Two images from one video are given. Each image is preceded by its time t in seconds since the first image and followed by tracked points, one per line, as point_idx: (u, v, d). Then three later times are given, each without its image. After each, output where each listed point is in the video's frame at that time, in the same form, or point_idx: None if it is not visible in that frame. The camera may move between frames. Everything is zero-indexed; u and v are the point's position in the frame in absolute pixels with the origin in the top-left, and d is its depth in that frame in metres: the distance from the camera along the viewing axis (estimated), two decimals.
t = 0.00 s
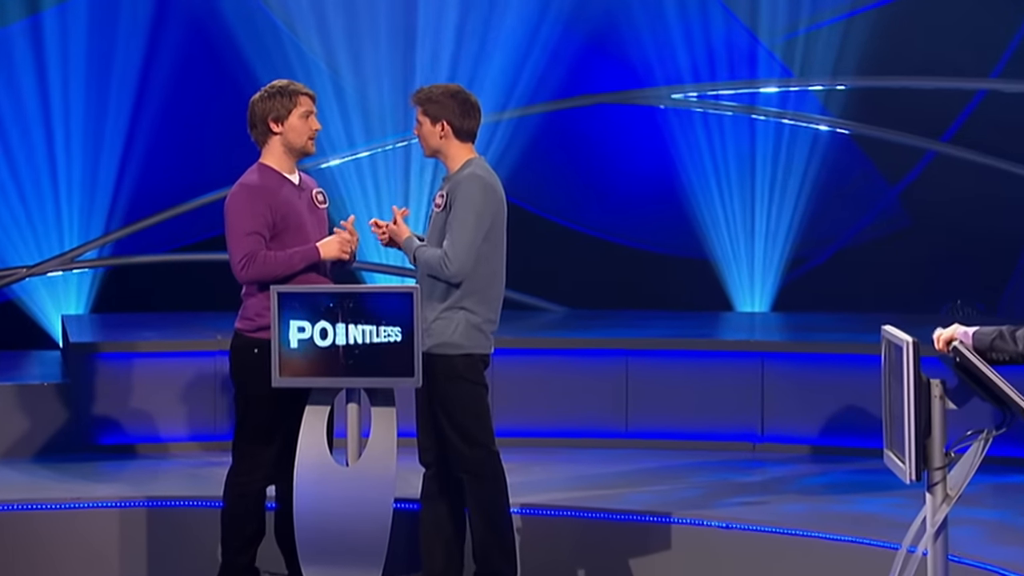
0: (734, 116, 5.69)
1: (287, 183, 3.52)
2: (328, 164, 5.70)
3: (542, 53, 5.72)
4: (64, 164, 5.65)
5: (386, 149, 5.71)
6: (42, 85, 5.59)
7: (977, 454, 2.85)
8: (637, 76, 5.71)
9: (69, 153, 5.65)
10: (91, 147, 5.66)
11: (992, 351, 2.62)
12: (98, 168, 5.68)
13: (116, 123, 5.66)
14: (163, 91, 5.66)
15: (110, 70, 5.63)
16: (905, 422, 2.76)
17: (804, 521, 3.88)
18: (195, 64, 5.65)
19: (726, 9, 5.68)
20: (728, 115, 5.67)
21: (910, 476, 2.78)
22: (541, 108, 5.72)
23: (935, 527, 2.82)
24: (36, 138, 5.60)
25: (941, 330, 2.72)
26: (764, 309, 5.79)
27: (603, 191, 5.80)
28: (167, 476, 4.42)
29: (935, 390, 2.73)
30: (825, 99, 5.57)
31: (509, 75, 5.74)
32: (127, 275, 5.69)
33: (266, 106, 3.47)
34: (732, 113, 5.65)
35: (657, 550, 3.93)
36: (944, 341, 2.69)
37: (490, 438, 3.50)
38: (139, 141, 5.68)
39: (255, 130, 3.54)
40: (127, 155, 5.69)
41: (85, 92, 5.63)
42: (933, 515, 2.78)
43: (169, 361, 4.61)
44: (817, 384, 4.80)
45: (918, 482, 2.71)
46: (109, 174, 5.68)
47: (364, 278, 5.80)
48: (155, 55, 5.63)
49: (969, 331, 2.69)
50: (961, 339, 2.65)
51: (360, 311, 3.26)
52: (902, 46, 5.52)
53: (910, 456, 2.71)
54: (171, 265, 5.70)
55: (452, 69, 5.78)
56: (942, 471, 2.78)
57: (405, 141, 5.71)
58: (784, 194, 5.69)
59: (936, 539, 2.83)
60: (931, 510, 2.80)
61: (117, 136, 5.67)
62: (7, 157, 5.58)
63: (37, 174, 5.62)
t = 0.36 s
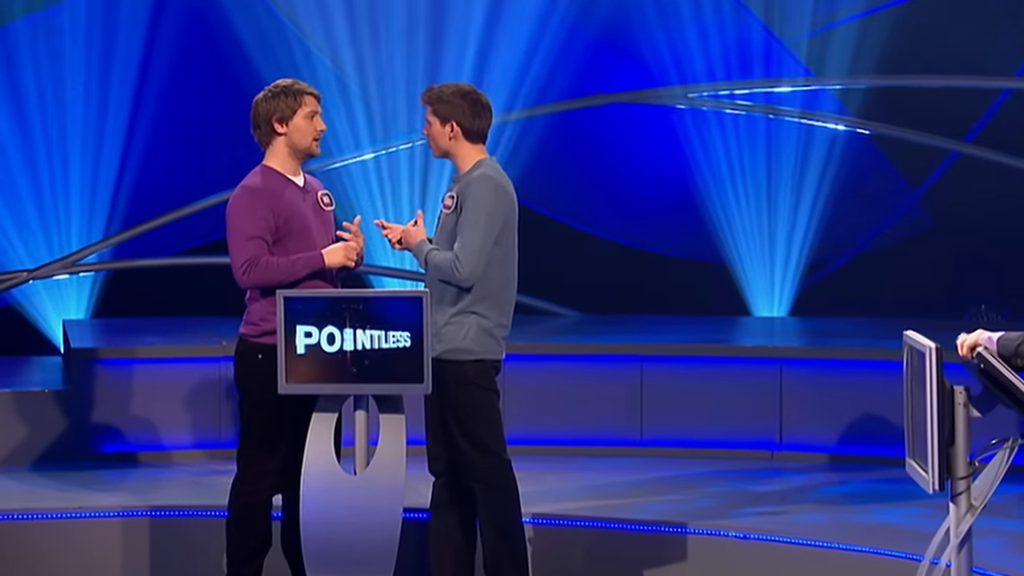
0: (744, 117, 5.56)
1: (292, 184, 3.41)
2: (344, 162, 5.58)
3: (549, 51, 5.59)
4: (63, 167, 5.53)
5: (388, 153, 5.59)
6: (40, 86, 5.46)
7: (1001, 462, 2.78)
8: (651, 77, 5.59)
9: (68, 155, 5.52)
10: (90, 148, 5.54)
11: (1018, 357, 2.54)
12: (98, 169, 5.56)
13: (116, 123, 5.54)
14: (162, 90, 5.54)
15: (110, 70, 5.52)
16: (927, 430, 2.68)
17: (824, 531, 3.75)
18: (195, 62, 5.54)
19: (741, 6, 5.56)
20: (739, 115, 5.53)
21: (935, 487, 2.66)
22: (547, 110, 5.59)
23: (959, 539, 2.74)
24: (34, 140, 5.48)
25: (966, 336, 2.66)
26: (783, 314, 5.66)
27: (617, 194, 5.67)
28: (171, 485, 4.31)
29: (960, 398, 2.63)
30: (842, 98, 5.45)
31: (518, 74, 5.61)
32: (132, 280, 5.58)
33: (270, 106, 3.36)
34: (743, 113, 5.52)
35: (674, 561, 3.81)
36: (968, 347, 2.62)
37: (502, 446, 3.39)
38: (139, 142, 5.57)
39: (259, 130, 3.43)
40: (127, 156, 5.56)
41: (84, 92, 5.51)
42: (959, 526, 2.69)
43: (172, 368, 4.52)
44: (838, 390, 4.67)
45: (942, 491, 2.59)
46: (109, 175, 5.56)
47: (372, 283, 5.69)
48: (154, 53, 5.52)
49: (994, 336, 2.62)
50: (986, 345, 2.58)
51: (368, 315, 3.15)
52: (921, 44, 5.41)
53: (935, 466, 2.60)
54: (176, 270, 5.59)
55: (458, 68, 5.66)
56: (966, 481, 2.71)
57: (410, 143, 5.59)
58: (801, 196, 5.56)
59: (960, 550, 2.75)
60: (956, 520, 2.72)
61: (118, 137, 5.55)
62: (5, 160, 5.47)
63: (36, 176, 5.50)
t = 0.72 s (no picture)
0: (761, 116, 5.45)
1: (294, 186, 3.30)
2: (344, 164, 5.46)
3: (569, 50, 5.47)
4: (59, 170, 5.39)
5: (401, 152, 5.49)
6: (36, 88, 5.35)
7: None
8: (665, 75, 5.46)
9: (65, 159, 5.39)
10: (87, 152, 5.41)
11: None
12: (95, 172, 5.42)
13: (113, 126, 5.41)
14: (160, 91, 5.40)
15: (107, 71, 5.38)
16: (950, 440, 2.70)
17: (845, 543, 3.63)
18: (194, 62, 5.39)
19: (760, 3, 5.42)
20: (751, 114, 5.45)
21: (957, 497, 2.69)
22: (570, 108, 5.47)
23: (982, 548, 2.77)
24: (30, 143, 5.36)
25: (989, 344, 2.64)
26: (800, 318, 5.53)
27: (634, 197, 5.54)
28: (172, 494, 4.20)
29: (983, 406, 2.66)
30: (860, 97, 5.33)
31: (530, 73, 5.50)
32: (133, 283, 5.43)
33: (271, 106, 3.25)
34: (756, 112, 5.43)
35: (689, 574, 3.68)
36: (991, 355, 2.61)
37: (512, 455, 3.26)
38: (137, 143, 5.42)
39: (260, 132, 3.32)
40: (125, 158, 5.42)
41: (80, 94, 5.38)
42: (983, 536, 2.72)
43: (172, 374, 4.40)
44: (857, 398, 4.54)
45: (964, 501, 2.63)
46: (108, 178, 5.42)
47: (380, 287, 5.53)
48: (150, 53, 5.38)
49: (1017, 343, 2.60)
50: (1010, 352, 2.57)
51: (375, 321, 3.02)
52: (942, 43, 5.28)
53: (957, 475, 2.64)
54: (178, 271, 5.44)
55: (467, 68, 5.55)
56: (989, 491, 2.74)
57: (410, 145, 5.50)
58: (819, 199, 5.45)
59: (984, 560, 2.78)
60: (980, 530, 2.75)
61: (116, 139, 5.41)
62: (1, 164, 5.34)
63: (34, 180, 5.38)
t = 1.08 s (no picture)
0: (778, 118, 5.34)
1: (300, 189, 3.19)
2: (354, 166, 5.36)
3: (582, 51, 5.37)
4: (58, 174, 5.30)
5: (421, 150, 5.38)
6: (34, 90, 5.25)
7: None
8: (683, 74, 5.35)
9: (69, 161, 5.30)
10: (87, 156, 5.31)
11: None
12: (99, 175, 5.32)
13: (113, 130, 5.31)
14: (166, 92, 5.31)
15: (107, 73, 5.28)
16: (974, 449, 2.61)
17: (867, 556, 3.50)
18: (197, 65, 5.30)
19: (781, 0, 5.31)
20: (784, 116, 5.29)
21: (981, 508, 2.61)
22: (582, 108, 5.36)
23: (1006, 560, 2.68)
24: (29, 145, 5.27)
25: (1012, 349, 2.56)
26: (820, 325, 5.39)
27: (649, 200, 5.43)
28: (174, 504, 4.09)
29: (1007, 413, 2.57)
30: (884, 99, 5.21)
31: (541, 73, 5.39)
32: (136, 288, 5.35)
33: (276, 107, 3.13)
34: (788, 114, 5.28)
35: None
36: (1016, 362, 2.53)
37: (522, 463, 3.16)
38: (138, 146, 5.32)
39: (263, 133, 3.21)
40: (126, 162, 5.33)
41: (80, 97, 5.28)
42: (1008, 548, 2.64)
43: (173, 381, 4.30)
44: (878, 405, 4.42)
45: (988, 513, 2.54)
46: (112, 182, 5.32)
47: (387, 292, 5.41)
48: (151, 55, 5.28)
49: None
50: None
51: (382, 327, 2.92)
52: (966, 41, 5.16)
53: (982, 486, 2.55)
54: (181, 276, 5.34)
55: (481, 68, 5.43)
56: (1013, 502, 2.65)
57: (428, 145, 5.38)
58: (840, 201, 5.32)
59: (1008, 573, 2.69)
60: (1003, 542, 2.67)
61: (119, 142, 5.31)
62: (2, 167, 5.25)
63: (37, 182, 5.29)
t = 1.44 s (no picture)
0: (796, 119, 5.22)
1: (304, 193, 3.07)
2: (357, 170, 5.26)
3: (592, 51, 5.25)
4: (60, 178, 5.19)
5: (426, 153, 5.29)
6: (36, 94, 5.14)
7: None
8: (698, 75, 5.24)
9: (67, 165, 5.19)
10: (87, 160, 5.20)
11: None
12: (99, 179, 5.21)
13: (116, 132, 5.20)
14: (167, 94, 5.19)
15: (110, 76, 5.17)
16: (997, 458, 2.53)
17: (889, 570, 3.38)
18: (200, 64, 5.18)
19: None
20: (799, 117, 5.21)
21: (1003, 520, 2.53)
22: (590, 110, 5.25)
23: None
24: (31, 150, 5.15)
25: None
26: (838, 332, 5.28)
27: (663, 203, 5.30)
28: (177, 516, 3.98)
29: None
30: (905, 100, 5.10)
31: (551, 73, 5.28)
32: (137, 295, 5.23)
33: (282, 109, 3.02)
34: (804, 114, 5.19)
35: None
36: None
37: (533, 474, 3.05)
38: (140, 149, 5.20)
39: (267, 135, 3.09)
40: (129, 165, 5.21)
41: (81, 100, 5.17)
42: None
43: (178, 390, 4.20)
44: (897, 415, 4.30)
45: (1012, 525, 2.46)
46: (112, 185, 5.21)
47: (394, 298, 5.31)
48: (153, 55, 5.17)
49: None
50: None
51: (389, 333, 2.80)
52: (987, 40, 5.05)
53: (1006, 497, 2.47)
54: (181, 282, 5.23)
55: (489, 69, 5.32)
56: None
57: (440, 146, 5.29)
58: (859, 204, 5.21)
59: None
60: None
61: (119, 146, 5.20)
62: None
63: (35, 187, 5.17)
